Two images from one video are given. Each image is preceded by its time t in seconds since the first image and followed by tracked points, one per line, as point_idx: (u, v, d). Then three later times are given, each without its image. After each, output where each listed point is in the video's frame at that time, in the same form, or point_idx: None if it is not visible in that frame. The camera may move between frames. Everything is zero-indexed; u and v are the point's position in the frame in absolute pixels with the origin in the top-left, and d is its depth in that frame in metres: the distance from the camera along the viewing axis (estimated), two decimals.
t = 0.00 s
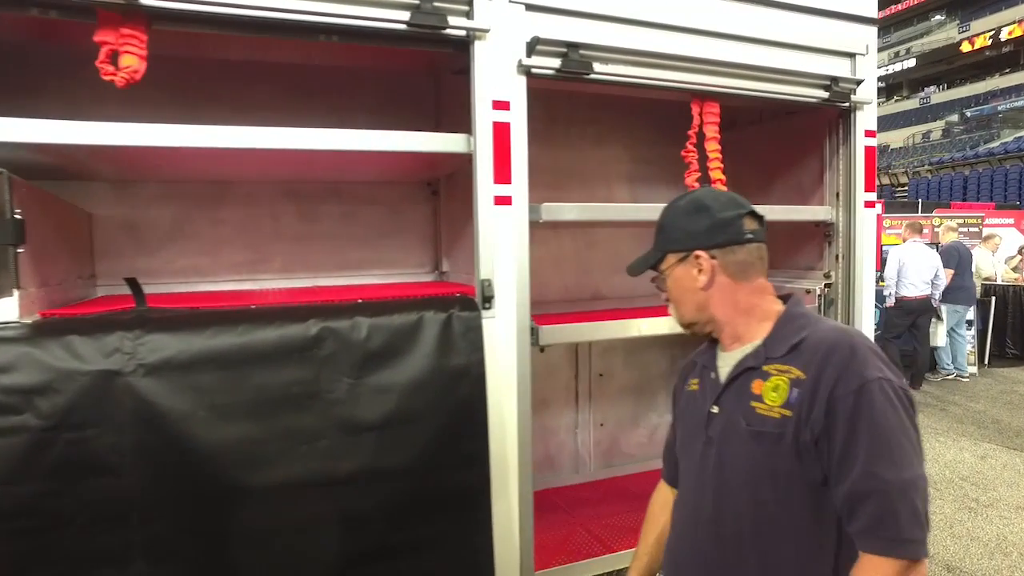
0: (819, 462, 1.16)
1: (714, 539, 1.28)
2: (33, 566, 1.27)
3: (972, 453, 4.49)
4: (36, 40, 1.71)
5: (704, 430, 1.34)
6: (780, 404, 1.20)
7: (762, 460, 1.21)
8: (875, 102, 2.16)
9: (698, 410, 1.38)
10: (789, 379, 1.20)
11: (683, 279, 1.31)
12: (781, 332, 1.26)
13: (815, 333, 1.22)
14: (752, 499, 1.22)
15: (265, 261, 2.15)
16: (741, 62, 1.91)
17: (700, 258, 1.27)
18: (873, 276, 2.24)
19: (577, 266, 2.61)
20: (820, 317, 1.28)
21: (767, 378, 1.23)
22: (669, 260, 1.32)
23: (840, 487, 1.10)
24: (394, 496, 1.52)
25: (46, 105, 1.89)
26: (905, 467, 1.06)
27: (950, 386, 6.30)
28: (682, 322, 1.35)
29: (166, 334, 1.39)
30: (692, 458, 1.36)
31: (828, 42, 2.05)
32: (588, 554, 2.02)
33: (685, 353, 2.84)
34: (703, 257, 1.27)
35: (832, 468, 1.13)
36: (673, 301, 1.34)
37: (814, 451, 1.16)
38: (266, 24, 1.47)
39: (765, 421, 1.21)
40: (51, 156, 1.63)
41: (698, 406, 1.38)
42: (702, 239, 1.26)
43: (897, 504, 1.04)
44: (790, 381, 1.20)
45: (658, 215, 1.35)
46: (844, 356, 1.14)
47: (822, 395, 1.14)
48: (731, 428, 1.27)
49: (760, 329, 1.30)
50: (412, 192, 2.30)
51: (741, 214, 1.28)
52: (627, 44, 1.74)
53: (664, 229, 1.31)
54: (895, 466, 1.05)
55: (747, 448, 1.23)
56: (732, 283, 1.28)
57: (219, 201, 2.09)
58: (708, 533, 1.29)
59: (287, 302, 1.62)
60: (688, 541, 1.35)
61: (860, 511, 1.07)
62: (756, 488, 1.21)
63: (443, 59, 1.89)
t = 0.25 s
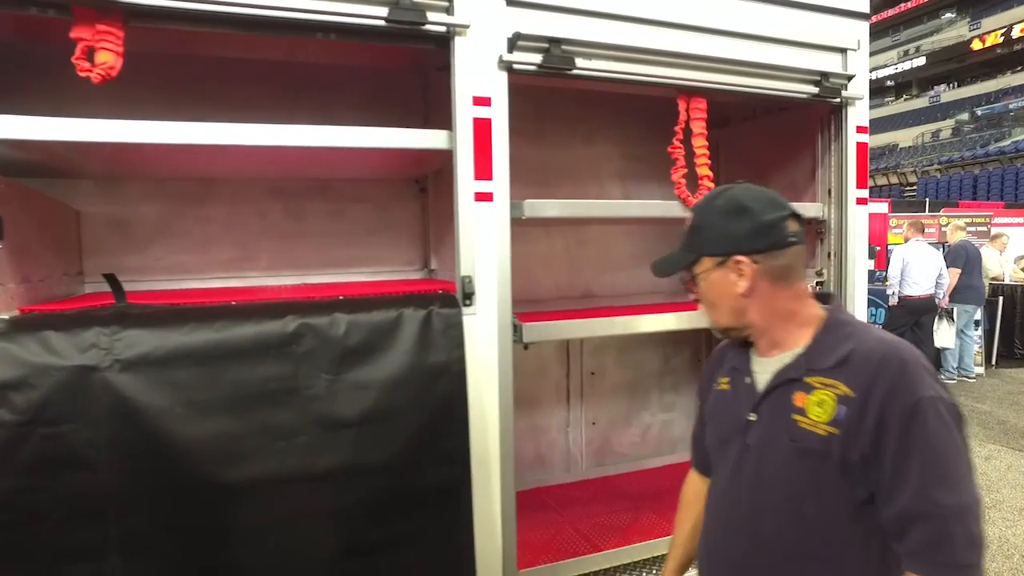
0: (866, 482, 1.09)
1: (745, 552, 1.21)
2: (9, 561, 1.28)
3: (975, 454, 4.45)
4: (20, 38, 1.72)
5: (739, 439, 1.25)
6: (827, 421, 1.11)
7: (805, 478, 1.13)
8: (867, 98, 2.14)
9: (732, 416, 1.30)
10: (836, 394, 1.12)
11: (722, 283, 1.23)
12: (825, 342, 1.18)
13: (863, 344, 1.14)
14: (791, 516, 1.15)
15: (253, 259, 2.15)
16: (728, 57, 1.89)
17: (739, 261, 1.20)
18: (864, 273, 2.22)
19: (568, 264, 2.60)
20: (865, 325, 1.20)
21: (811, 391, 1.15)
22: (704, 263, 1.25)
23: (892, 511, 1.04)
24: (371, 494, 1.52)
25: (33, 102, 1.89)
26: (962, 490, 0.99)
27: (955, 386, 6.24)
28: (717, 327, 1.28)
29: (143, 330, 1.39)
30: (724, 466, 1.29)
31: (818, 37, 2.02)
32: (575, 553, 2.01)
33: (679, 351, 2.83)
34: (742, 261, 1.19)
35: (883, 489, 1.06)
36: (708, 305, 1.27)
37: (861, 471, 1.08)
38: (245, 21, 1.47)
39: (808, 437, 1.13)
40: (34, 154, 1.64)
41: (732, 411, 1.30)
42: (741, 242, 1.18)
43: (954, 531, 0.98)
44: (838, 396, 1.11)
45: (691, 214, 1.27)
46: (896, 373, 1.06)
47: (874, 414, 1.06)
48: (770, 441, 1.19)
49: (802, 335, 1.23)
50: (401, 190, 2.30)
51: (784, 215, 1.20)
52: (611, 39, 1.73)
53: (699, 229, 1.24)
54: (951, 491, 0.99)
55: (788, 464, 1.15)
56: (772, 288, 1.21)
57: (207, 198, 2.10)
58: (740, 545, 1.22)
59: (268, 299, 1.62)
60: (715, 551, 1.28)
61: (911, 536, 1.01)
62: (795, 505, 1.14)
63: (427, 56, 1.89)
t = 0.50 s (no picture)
0: (900, 498, 1.13)
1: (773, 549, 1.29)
2: None
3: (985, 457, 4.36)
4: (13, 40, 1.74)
5: (768, 442, 1.32)
6: (862, 438, 1.16)
7: (836, 491, 1.18)
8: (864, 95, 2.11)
9: (762, 419, 1.36)
10: (872, 413, 1.16)
11: (763, 289, 1.26)
12: (862, 355, 1.22)
13: (901, 362, 1.17)
14: (821, 524, 1.21)
15: (247, 258, 2.17)
16: (719, 54, 1.87)
17: (783, 268, 1.23)
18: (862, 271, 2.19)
19: (564, 263, 2.59)
20: (903, 337, 1.22)
21: (846, 407, 1.20)
22: (746, 266, 1.27)
23: (926, 529, 1.08)
24: (355, 493, 1.52)
25: (30, 102, 1.92)
26: (1002, 512, 1.04)
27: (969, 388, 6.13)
28: (754, 332, 1.32)
29: (128, 328, 1.40)
30: (753, 468, 1.36)
31: (812, 33, 2.00)
32: (567, 554, 1.99)
33: (678, 351, 2.80)
34: (788, 268, 1.22)
35: (917, 507, 1.11)
36: (745, 310, 1.30)
37: (895, 489, 1.13)
38: (228, 20, 1.47)
39: (843, 452, 1.18)
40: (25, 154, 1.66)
41: (762, 414, 1.37)
42: (789, 248, 1.21)
43: (993, 552, 1.02)
44: (874, 416, 1.15)
45: (732, 213, 1.28)
46: (937, 397, 1.09)
47: (911, 437, 1.10)
48: (801, 449, 1.25)
49: (836, 341, 1.28)
50: (394, 189, 2.31)
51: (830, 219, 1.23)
52: (598, 37, 1.72)
53: (743, 230, 1.26)
54: (990, 514, 1.03)
55: (821, 477, 1.20)
56: (813, 295, 1.25)
57: (201, 198, 2.12)
58: (770, 542, 1.30)
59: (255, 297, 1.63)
60: (743, 544, 1.36)
61: (949, 556, 1.05)
62: (828, 515, 1.19)
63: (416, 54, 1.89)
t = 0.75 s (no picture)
0: (909, 480, 1.14)
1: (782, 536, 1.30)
2: None
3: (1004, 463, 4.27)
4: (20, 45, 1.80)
5: (775, 430, 1.33)
6: (869, 423, 1.17)
7: (844, 476, 1.19)
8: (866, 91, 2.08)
9: (769, 408, 1.37)
10: (878, 398, 1.17)
11: (767, 281, 1.26)
12: (868, 341, 1.22)
13: (907, 347, 1.17)
14: (830, 509, 1.22)
15: (249, 257, 2.20)
16: (714, 51, 1.86)
17: (786, 258, 1.22)
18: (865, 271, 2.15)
19: (565, 263, 2.59)
20: (908, 322, 1.23)
21: (852, 393, 1.20)
22: (749, 258, 1.26)
23: (937, 510, 1.09)
24: (346, 488, 1.54)
25: (38, 106, 1.97)
26: (1014, 490, 1.04)
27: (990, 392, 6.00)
28: (761, 322, 1.31)
29: (124, 325, 1.43)
30: (759, 457, 1.36)
31: (810, 30, 1.97)
32: (562, 553, 1.99)
33: (681, 352, 2.79)
34: (790, 258, 1.22)
35: (928, 488, 1.11)
36: (751, 302, 1.29)
37: (903, 472, 1.14)
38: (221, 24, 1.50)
39: (850, 437, 1.19)
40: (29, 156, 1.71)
41: (769, 403, 1.37)
42: (791, 239, 1.20)
43: (1007, 530, 1.03)
44: (880, 401, 1.16)
45: (734, 207, 1.28)
46: (943, 381, 1.09)
47: (918, 421, 1.11)
48: (808, 436, 1.25)
49: (842, 329, 1.28)
50: (394, 190, 2.32)
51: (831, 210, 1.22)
52: (591, 35, 1.72)
53: (745, 223, 1.25)
54: (1002, 493, 1.04)
55: (828, 462, 1.21)
56: (817, 284, 1.24)
57: (204, 199, 2.16)
58: (777, 528, 1.31)
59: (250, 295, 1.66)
60: (752, 532, 1.37)
61: (964, 538, 1.06)
62: (838, 499, 1.20)
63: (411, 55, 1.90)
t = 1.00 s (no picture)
0: (906, 462, 1.12)
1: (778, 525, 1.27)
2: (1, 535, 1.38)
3: None
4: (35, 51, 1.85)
5: (776, 417, 1.31)
6: (869, 404, 1.16)
7: (842, 457, 1.18)
8: (876, 88, 2.03)
9: (769, 398, 1.35)
10: (878, 379, 1.16)
11: (793, 266, 1.22)
12: (870, 326, 1.21)
13: (905, 332, 1.17)
14: (827, 493, 1.20)
15: (256, 257, 2.24)
16: (717, 49, 1.84)
17: (815, 245, 1.21)
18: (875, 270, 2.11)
19: (572, 263, 2.58)
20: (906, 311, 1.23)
21: (852, 376, 1.19)
22: (775, 245, 1.23)
23: (931, 488, 1.07)
24: (343, 485, 1.55)
25: (54, 110, 2.03)
26: (1006, 469, 1.02)
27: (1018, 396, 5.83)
28: (778, 310, 1.26)
29: (128, 323, 1.47)
30: (759, 446, 1.34)
31: (818, 26, 1.94)
32: (564, 554, 1.98)
33: (690, 352, 2.76)
34: (821, 246, 1.21)
35: (923, 469, 1.09)
36: (772, 287, 1.24)
37: (901, 453, 1.12)
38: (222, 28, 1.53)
39: (850, 419, 1.18)
40: (42, 159, 1.76)
41: (769, 394, 1.36)
42: (825, 227, 1.20)
43: (999, 507, 1.00)
44: (880, 382, 1.15)
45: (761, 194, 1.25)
46: (939, 359, 1.08)
47: (916, 398, 1.09)
48: (810, 420, 1.24)
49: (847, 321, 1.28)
50: (400, 190, 2.34)
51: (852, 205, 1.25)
52: (590, 34, 1.71)
53: (777, 210, 1.22)
54: (995, 470, 1.01)
55: (829, 445, 1.20)
56: (837, 273, 1.24)
57: (213, 199, 2.19)
58: (773, 518, 1.28)
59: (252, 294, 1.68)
60: (749, 524, 1.33)
61: (955, 515, 1.03)
62: (835, 482, 1.19)
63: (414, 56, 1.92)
